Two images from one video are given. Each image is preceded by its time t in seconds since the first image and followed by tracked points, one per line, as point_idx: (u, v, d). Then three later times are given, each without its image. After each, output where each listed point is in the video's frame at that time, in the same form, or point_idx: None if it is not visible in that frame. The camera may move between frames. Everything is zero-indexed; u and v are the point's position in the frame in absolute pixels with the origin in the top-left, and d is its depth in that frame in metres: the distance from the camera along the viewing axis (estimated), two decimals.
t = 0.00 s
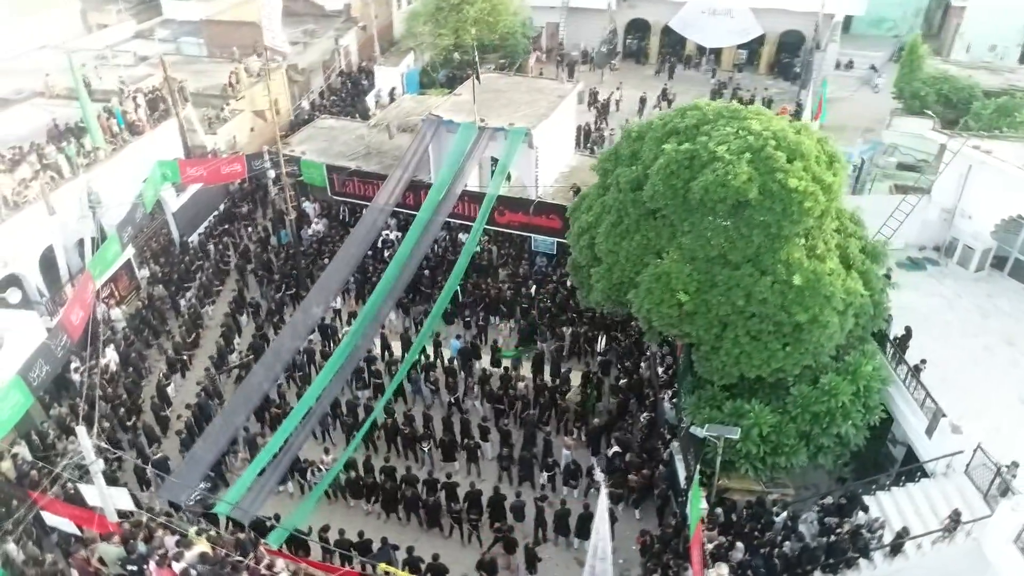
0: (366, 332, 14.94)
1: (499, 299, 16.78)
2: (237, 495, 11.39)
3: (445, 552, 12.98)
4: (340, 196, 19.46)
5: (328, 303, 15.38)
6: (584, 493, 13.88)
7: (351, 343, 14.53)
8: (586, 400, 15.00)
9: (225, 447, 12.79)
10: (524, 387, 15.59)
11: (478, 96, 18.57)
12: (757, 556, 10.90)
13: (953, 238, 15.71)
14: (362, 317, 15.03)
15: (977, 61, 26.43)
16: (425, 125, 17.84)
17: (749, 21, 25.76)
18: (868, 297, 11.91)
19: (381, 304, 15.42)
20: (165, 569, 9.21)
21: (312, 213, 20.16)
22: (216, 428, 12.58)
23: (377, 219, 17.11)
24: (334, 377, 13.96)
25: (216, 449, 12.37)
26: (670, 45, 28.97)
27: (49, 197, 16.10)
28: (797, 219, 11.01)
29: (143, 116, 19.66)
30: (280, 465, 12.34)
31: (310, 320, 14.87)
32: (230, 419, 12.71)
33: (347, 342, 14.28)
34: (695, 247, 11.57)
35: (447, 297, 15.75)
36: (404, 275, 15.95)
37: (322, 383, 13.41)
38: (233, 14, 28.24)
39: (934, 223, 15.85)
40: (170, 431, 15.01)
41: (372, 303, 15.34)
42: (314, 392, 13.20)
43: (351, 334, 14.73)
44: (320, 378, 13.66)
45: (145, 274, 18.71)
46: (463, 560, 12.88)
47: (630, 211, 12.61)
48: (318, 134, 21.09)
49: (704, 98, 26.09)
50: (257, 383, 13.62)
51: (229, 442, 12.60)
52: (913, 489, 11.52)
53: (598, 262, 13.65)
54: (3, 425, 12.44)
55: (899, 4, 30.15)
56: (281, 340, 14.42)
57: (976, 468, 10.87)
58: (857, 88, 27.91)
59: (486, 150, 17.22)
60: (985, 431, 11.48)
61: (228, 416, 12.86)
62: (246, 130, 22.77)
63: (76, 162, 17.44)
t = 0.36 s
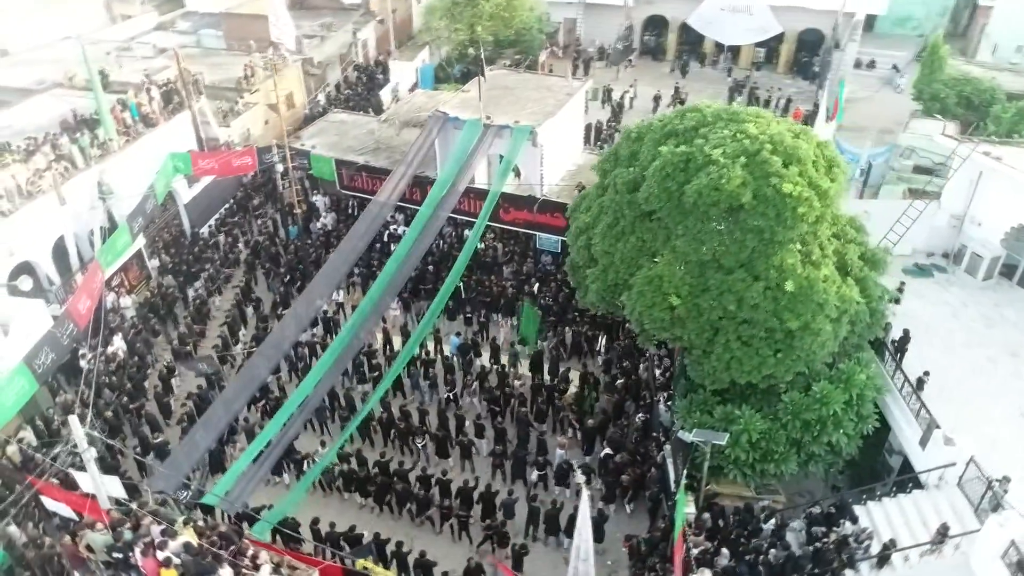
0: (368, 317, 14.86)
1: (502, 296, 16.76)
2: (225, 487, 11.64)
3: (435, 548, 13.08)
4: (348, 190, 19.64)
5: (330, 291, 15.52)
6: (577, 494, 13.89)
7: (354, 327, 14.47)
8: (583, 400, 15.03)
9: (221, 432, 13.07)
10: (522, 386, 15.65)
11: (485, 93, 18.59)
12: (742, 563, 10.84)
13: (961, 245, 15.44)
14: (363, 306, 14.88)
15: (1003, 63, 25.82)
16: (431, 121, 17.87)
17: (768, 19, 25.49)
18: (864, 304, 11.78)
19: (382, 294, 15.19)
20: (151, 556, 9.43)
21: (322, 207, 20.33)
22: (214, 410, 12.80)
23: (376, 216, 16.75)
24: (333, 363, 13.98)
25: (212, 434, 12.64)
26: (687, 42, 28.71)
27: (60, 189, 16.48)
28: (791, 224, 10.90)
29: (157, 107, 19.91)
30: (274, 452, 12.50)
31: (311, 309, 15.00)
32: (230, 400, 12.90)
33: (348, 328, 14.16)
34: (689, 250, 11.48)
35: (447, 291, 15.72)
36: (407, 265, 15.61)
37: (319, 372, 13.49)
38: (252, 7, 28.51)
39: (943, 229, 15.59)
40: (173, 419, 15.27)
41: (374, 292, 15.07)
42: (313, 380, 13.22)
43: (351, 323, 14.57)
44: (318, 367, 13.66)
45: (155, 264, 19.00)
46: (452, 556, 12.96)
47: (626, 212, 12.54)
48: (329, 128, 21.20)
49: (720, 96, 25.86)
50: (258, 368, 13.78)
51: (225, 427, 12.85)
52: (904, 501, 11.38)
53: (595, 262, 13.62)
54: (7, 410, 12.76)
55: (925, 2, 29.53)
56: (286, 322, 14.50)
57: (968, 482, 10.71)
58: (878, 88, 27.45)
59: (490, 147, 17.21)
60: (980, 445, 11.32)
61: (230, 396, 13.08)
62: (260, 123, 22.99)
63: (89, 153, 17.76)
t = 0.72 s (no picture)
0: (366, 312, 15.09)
1: (504, 295, 16.78)
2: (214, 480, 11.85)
3: (425, 544, 13.18)
4: (357, 186, 19.76)
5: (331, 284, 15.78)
6: (570, 495, 13.91)
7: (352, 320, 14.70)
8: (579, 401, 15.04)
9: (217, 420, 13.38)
10: (520, 385, 15.68)
11: (493, 91, 18.62)
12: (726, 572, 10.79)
13: (971, 254, 15.14)
14: (362, 301, 15.07)
15: None
16: (438, 119, 17.92)
17: (787, 19, 25.39)
18: (860, 313, 11.64)
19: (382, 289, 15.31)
20: (137, 545, 9.60)
21: (331, 202, 20.48)
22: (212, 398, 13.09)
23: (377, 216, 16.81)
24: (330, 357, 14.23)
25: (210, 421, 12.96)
26: (706, 41, 28.45)
27: (73, 179, 16.62)
28: (784, 231, 10.78)
29: (172, 101, 20.21)
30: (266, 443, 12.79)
31: (313, 302, 15.27)
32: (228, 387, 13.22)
33: (346, 321, 14.37)
34: (682, 255, 11.40)
35: (446, 287, 15.82)
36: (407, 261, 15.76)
37: (315, 365, 13.76)
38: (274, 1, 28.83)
39: (952, 237, 15.30)
40: (176, 409, 15.53)
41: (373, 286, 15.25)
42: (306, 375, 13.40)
43: (349, 317, 14.81)
44: (314, 361, 13.89)
45: (167, 255, 19.31)
46: (441, 553, 13.05)
47: (622, 216, 12.49)
48: (341, 124, 21.33)
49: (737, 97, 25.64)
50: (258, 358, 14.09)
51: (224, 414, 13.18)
52: (895, 514, 11.24)
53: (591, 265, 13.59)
54: (13, 397, 13.06)
55: (954, 2, 28.89)
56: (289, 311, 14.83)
57: (959, 496, 10.50)
58: (901, 90, 26.96)
59: (495, 146, 17.22)
60: (974, 460, 11.15)
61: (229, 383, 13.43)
62: (276, 117, 23.21)
63: (104, 146, 18.05)
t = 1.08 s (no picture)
0: (366, 307, 15.24)
1: (508, 294, 16.81)
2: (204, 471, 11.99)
3: (417, 541, 13.28)
4: (368, 183, 19.92)
5: (334, 278, 15.96)
6: (563, 497, 13.93)
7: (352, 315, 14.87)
8: (578, 402, 15.05)
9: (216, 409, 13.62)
10: (519, 385, 15.70)
11: (503, 90, 18.64)
12: None
13: (980, 264, 14.84)
14: (363, 296, 15.20)
15: None
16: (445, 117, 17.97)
17: (809, 20, 25.06)
18: (855, 323, 11.52)
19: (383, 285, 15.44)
20: (125, 534, 9.88)
21: (342, 197, 20.63)
22: (210, 389, 13.29)
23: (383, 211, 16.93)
24: (328, 350, 14.40)
25: (208, 409, 13.17)
26: (726, 41, 28.20)
27: (87, 173, 17.03)
28: (778, 240, 10.66)
29: (189, 95, 20.48)
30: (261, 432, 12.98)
31: (313, 297, 15.43)
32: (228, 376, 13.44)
33: (346, 316, 14.53)
34: (675, 261, 11.33)
35: (446, 283, 15.90)
36: (409, 257, 15.88)
37: (313, 358, 13.94)
38: None
39: (962, 247, 15.01)
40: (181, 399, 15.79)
41: (374, 282, 15.39)
42: (302, 368, 13.55)
43: (349, 311, 14.96)
44: (311, 355, 14.01)
45: (180, 247, 19.59)
46: (433, 550, 13.14)
47: (618, 219, 12.43)
48: (354, 120, 21.47)
49: (754, 98, 25.31)
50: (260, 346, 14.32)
51: (223, 403, 13.41)
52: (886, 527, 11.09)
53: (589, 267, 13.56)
54: (20, 384, 13.41)
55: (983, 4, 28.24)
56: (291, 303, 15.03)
57: (951, 512, 10.39)
58: (925, 93, 26.45)
59: (502, 145, 17.26)
60: (970, 477, 10.97)
61: (229, 371, 13.66)
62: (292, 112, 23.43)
63: (120, 138, 18.36)
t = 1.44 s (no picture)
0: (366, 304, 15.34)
1: (511, 293, 16.85)
2: (195, 467, 12.14)
3: (410, 538, 13.38)
4: (378, 180, 20.04)
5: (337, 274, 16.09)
6: (557, 499, 13.95)
7: (353, 311, 14.98)
8: (575, 404, 15.06)
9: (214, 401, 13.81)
10: (518, 386, 15.74)
11: (513, 90, 18.69)
12: None
13: (989, 275, 14.54)
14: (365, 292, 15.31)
15: None
16: (454, 116, 18.05)
17: (830, 21, 24.74)
18: (850, 333, 11.39)
19: (384, 282, 15.55)
20: (115, 522, 10.11)
21: (353, 193, 20.74)
22: (208, 381, 13.46)
23: (387, 207, 17.03)
24: (327, 345, 14.54)
25: (206, 400, 13.36)
26: (746, 42, 27.90)
27: (100, 166, 17.26)
28: (771, 249, 10.58)
29: (205, 90, 20.75)
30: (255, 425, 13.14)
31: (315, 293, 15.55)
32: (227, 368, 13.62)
33: (346, 311, 14.67)
34: (668, 267, 11.27)
35: (447, 281, 15.96)
36: (411, 254, 15.97)
37: (311, 353, 14.09)
38: None
39: (970, 257, 14.73)
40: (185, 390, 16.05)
41: (376, 279, 15.50)
42: (300, 363, 13.69)
43: (349, 308, 15.08)
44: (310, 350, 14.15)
45: (192, 239, 19.88)
46: (424, 548, 13.24)
47: (614, 223, 12.39)
48: (367, 117, 21.61)
49: (772, 100, 25.01)
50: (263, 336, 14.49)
51: (221, 394, 13.60)
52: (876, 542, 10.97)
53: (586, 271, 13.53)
54: (27, 372, 13.72)
55: (1012, 7, 27.61)
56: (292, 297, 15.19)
57: (941, 529, 10.24)
58: (948, 98, 25.97)
59: (508, 145, 17.32)
60: (961, 494, 10.84)
61: (227, 364, 13.84)
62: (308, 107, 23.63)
63: (135, 132, 18.67)
